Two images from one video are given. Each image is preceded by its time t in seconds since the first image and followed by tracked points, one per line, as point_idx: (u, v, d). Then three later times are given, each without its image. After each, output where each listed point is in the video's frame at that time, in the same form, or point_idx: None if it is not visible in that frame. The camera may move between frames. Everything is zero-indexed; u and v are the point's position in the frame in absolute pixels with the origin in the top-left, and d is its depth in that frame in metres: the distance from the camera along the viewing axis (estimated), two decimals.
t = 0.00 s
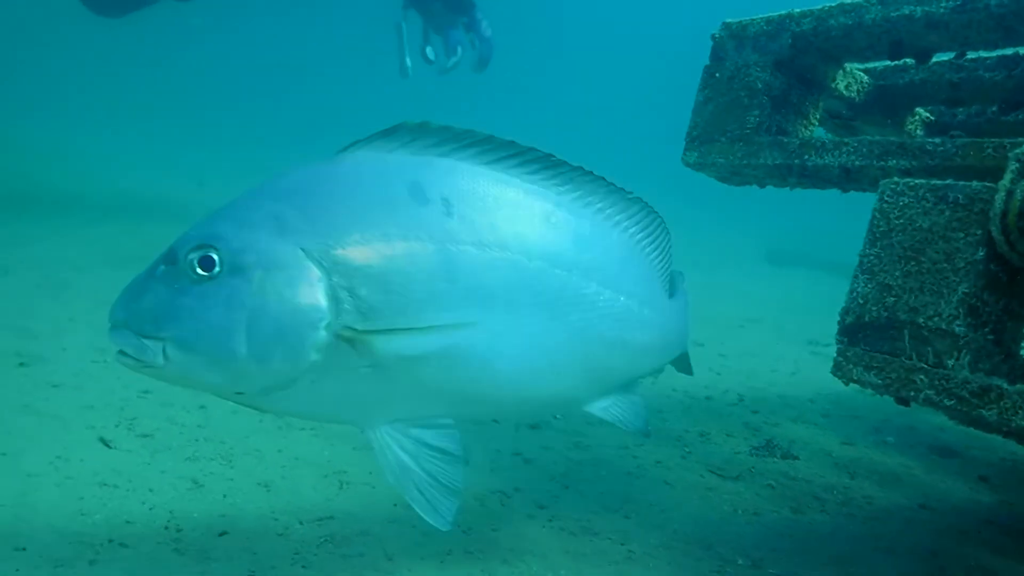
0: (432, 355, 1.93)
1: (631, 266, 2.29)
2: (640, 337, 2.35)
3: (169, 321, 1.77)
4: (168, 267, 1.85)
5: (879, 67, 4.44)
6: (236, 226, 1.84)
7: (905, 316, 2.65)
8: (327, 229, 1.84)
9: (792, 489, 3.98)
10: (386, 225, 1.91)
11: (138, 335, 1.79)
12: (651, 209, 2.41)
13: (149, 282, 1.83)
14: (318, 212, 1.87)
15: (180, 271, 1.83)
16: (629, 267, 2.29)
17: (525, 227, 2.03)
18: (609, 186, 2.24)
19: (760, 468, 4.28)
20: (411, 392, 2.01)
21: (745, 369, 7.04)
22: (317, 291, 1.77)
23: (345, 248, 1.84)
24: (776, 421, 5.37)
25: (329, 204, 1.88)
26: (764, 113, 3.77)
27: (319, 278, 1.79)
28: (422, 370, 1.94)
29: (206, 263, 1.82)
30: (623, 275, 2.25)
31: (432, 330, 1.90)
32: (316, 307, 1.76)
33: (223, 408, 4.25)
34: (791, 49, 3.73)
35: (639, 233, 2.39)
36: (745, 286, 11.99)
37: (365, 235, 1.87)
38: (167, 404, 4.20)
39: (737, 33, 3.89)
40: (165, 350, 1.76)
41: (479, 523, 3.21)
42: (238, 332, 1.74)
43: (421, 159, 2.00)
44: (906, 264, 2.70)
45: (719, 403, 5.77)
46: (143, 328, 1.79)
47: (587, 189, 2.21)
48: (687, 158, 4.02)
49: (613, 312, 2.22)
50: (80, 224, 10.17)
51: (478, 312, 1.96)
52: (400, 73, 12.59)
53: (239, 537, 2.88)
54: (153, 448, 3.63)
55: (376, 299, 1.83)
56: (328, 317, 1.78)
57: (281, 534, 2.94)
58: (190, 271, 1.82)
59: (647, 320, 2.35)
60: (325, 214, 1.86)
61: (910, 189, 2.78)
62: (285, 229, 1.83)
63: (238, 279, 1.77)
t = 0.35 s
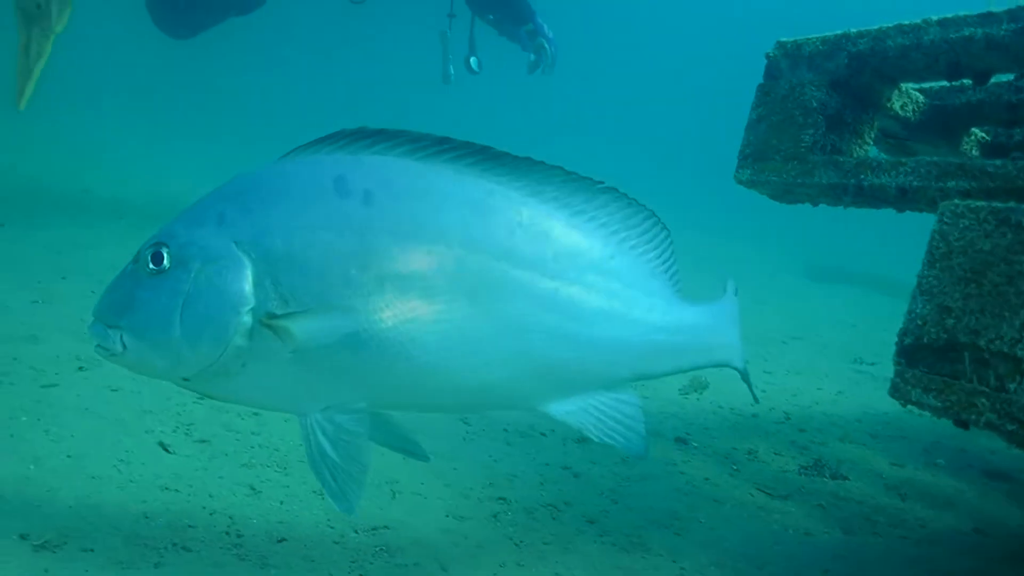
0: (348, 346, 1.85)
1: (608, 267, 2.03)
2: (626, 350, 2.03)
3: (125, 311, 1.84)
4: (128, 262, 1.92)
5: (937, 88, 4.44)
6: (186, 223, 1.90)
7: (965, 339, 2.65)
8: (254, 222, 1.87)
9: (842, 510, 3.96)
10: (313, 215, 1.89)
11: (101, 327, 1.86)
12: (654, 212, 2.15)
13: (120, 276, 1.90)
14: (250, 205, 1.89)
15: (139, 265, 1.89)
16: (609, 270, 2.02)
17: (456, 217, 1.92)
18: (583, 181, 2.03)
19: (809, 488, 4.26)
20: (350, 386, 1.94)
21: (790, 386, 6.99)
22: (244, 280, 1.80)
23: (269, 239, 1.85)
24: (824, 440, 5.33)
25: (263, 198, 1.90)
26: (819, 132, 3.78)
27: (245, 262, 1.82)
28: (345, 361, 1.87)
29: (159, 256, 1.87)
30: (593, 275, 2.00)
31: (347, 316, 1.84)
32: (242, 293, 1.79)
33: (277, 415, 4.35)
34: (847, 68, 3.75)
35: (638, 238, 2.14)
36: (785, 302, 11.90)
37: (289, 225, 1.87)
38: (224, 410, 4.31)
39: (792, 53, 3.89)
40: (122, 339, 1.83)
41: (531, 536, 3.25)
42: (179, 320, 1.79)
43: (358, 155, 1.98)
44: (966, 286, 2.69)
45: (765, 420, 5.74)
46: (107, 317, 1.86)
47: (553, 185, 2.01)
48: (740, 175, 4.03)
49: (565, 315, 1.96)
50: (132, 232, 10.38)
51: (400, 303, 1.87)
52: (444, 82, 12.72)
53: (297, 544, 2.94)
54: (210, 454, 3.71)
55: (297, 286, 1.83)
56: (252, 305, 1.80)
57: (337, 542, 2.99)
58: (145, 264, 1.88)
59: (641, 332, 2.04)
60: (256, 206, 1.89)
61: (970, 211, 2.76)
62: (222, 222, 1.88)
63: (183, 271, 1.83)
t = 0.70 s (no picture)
0: (316, 375, 2.19)
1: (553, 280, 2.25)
2: (578, 358, 2.24)
3: (127, 362, 2.22)
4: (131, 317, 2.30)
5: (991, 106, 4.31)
6: (177, 279, 2.28)
7: None
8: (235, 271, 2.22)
9: (914, 537, 3.90)
10: (283, 260, 2.22)
11: (110, 377, 2.25)
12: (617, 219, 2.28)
13: (123, 328, 2.29)
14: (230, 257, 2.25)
15: (137, 319, 2.27)
16: (556, 281, 2.25)
17: (404, 250, 2.23)
18: (529, 201, 2.25)
19: (878, 514, 4.21)
20: (326, 416, 2.26)
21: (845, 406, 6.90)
22: (226, 323, 2.15)
23: (246, 285, 2.20)
24: (886, 464, 5.26)
25: (242, 249, 2.26)
26: (875, 157, 3.77)
27: (227, 307, 2.17)
28: (316, 390, 2.20)
29: (153, 310, 2.25)
30: (536, 291, 2.24)
31: (311, 348, 2.18)
32: (222, 335, 2.14)
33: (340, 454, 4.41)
34: (901, 92, 3.76)
35: (597, 246, 2.31)
36: (832, 319, 11.76)
37: (263, 272, 2.20)
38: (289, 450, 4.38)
39: (844, 77, 3.89)
40: (124, 385, 2.21)
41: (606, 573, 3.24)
42: (168, 365, 2.16)
43: (328, 203, 2.30)
44: None
45: (824, 443, 5.68)
46: (113, 368, 2.25)
47: (499, 209, 2.26)
48: (795, 202, 4.02)
49: (509, 328, 2.22)
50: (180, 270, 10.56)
51: (361, 336, 2.19)
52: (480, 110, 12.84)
53: None
54: (280, 495, 3.76)
55: (271, 325, 2.17)
56: (231, 345, 2.14)
57: None
58: (140, 318, 2.26)
59: (596, 336, 2.26)
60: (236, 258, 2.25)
61: None
62: (206, 275, 2.24)
63: (171, 321, 2.20)
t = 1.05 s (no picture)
0: (344, 380, 2.30)
1: (554, 284, 2.28)
2: (582, 361, 2.28)
3: (167, 372, 2.38)
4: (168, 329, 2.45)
5: None
6: (210, 292, 2.42)
7: None
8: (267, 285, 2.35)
9: None
10: (310, 273, 2.34)
11: (152, 385, 2.41)
12: (621, 226, 2.26)
13: (161, 339, 2.46)
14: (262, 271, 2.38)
15: (174, 332, 2.42)
16: (562, 288, 2.28)
17: (416, 260, 2.32)
18: (533, 212, 2.26)
19: (983, 523, 4.07)
20: (354, 417, 2.38)
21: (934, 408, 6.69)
22: (263, 333, 2.29)
23: (278, 297, 2.32)
24: (984, 470, 5.08)
25: (270, 264, 2.39)
26: (978, 154, 3.66)
27: (261, 318, 2.30)
28: (344, 395, 2.32)
29: (190, 322, 2.40)
30: (541, 297, 2.28)
31: (339, 354, 2.29)
32: (260, 345, 2.28)
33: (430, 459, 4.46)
34: (1006, 86, 3.59)
35: (601, 251, 2.30)
36: (913, 318, 11.44)
37: (292, 285, 2.33)
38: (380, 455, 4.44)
39: (942, 73, 3.78)
40: (166, 394, 2.38)
41: None
42: (210, 374, 2.31)
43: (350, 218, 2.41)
44: None
45: (916, 448, 5.52)
46: (155, 378, 2.41)
47: (507, 221, 2.30)
48: (892, 202, 3.98)
49: (513, 332, 2.28)
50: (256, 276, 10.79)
51: (383, 342, 2.30)
52: (547, 112, 12.85)
53: None
54: (376, 500, 3.82)
55: (303, 333, 2.30)
56: (269, 352, 2.28)
57: None
58: (177, 330, 2.41)
59: (602, 340, 2.28)
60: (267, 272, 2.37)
61: None
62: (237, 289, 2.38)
63: (208, 333, 2.35)
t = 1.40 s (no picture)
0: (361, 363, 2.35)
1: (554, 272, 2.35)
2: (587, 347, 2.34)
3: (173, 355, 2.40)
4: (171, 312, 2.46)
5: None
6: (216, 277, 2.45)
7: None
8: (278, 272, 2.40)
9: None
10: (319, 258, 2.40)
11: (156, 368, 2.43)
12: (617, 219, 2.33)
13: (162, 323, 2.47)
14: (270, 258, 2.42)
15: (178, 316, 2.44)
16: (562, 278, 2.35)
17: (422, 248, 2.39)
18: (537, 206, 2.33)
19: None
20: (367, 397, 2.43)
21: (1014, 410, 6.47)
22: (278, 317, 2.35)
23: (290, 283, 2.37)
24: None
25: (277, 251, 2.43)
26: None
27: (275, 304, 2.35)
28: (358, 376, 2.37)
29: (198, 307, 2.42)
30: (542, 285, 2.34)
31: (358, 336, 2.33)
32: (277, 329, 2.34)
33: (499, 449, 4.46)
34: None
35: (597, 241, 2.37)
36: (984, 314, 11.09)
37: (304, 270, 2.38)
38: (449, 443, 4.44)
39: None
40: (174, 376, 2.39)
41: None
42: (224, 357, 2.34)
43: (355, 207, 2.46)
44: None
45: (996, 451, 5.34)
46: (158, 361, 2.42)
47: (511, 213, 2.37)
48: (984, 198, 3.86)
49: (516, 320, 2.35)
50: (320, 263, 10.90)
51: (396, 326, 2.36)
52: (609, 103, 12.71)
53: None
54: (446, 488, 3.83)
55: (318, 318, 2.37)
56: (287, 336, 2.35)
57: None
58: (184, 314, 2.43)
59: (604, 328, 2.34)
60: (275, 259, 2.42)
61: None
62: (247, 274, 2.42)
63: (220, 317, 2.38)
